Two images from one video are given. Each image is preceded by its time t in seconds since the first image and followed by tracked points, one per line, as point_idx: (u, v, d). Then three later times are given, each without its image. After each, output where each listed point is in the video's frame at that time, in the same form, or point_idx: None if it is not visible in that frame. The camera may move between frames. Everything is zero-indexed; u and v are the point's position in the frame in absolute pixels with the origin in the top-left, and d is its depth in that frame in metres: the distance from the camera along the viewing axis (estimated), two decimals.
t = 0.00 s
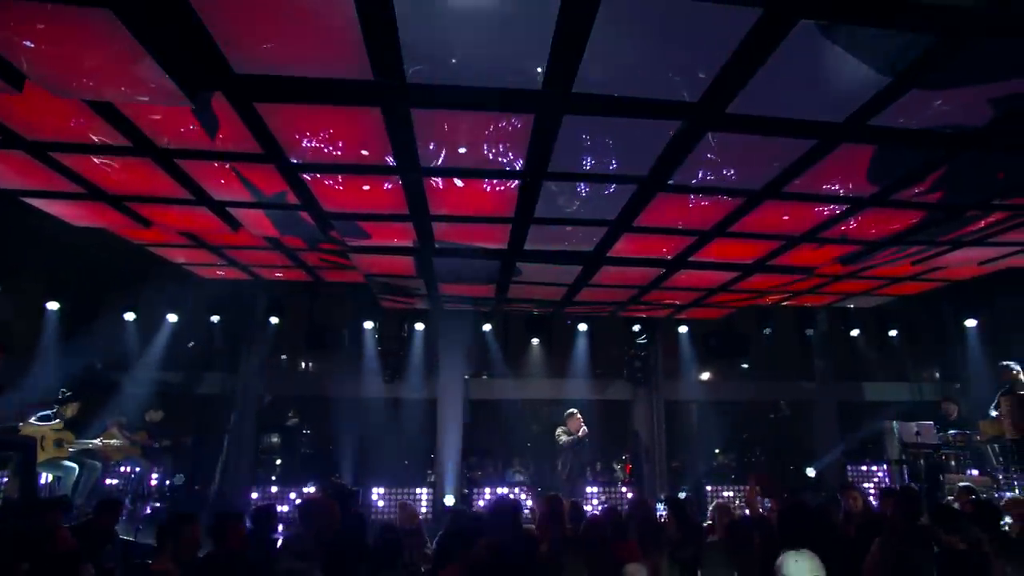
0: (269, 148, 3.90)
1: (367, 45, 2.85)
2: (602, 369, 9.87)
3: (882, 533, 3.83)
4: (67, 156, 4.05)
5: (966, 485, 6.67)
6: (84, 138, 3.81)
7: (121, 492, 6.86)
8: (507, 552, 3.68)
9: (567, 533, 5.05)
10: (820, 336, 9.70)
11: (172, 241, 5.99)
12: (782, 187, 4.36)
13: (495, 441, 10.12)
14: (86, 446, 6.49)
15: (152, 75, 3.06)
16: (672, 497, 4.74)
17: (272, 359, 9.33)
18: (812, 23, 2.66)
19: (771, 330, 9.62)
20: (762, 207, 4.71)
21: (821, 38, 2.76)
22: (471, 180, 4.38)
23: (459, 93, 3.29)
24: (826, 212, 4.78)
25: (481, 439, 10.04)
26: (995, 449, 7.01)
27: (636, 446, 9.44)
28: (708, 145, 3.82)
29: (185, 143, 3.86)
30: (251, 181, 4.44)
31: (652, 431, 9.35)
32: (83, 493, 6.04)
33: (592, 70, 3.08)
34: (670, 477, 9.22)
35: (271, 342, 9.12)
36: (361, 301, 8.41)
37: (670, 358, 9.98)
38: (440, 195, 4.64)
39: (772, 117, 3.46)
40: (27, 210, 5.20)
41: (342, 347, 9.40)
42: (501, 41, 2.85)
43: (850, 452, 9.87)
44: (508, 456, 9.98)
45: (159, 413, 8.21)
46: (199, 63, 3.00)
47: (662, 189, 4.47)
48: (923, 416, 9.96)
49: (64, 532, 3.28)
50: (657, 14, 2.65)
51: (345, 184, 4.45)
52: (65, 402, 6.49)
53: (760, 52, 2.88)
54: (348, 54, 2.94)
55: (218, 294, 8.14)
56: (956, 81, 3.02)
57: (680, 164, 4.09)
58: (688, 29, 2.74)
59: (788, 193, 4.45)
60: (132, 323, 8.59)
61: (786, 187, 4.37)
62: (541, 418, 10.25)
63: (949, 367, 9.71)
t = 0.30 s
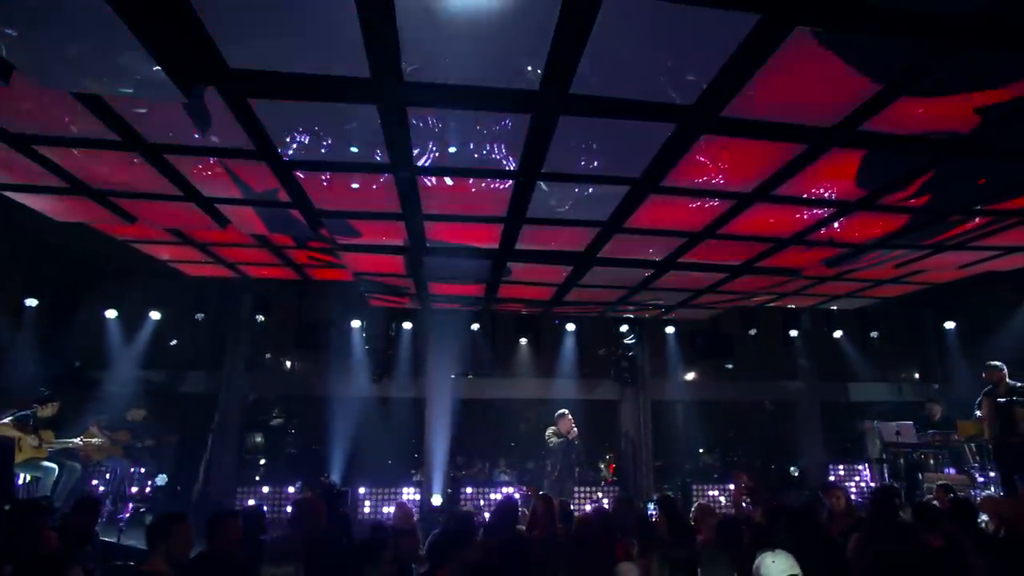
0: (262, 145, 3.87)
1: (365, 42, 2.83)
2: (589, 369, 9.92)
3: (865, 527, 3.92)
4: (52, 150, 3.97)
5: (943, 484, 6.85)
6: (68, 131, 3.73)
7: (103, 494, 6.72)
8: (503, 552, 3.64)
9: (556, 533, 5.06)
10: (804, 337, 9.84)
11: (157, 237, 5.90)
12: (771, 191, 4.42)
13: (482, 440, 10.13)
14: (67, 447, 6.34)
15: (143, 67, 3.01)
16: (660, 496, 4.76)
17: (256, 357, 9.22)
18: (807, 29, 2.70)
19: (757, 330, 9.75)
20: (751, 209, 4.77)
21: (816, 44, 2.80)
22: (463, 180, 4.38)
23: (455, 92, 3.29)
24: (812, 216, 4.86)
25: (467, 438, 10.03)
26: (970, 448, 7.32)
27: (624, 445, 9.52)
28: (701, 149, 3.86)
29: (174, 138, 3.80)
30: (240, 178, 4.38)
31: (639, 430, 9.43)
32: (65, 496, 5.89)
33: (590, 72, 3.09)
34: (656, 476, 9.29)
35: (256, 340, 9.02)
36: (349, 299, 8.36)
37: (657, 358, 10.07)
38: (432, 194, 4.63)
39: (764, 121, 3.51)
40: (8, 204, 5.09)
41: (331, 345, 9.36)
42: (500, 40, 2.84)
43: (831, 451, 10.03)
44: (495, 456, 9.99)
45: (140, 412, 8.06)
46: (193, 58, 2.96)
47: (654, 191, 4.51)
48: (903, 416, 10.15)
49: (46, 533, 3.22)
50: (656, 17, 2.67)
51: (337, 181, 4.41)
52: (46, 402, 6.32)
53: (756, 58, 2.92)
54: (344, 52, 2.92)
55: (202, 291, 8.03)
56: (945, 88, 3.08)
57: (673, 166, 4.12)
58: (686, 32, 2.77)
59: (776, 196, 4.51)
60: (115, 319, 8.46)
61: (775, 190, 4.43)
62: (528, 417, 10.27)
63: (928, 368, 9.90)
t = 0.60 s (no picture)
0: (258, 142, 3.83)
1: (366, 40, 2.81)
2: (578, 369, 9.95)
3: (854, 526, 3.99)
4: (41, 145, 3.90)
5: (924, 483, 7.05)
6: (59, 126, 3.67)
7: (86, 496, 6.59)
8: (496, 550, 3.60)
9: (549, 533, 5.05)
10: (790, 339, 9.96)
11: (145, 234, 5.82)
12: (764, 193, 4.48)
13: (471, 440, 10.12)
14: (50, 447, 6.22)
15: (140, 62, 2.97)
16: (653, 496, 4.78)
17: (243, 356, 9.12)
18: (807, 36, 2.74)
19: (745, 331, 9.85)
20: (743, 212, 4.82)
21: (814, 50, 2.84)
22: (460, 179, 4.38)
23: (455, 92, 3.28)
24: (804, 219, 4.93)
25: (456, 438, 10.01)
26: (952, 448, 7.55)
27: (613, 444, 9.57)
28: (698, 151, 3.90)
29: (167, 134, 3.75)
30: (233, 175, 4.33)
31: (628, 431, 9.48)
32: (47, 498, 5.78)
33: (591, 74, 3.10)
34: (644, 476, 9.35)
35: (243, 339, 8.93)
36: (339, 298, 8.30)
37: (646, 359, 10.13)
38: (428, 193, 4.61)
39: (761, 125, 3.55)
40: None
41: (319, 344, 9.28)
42: (503, 41, 2.84)
43: (817, 451, 10.16)
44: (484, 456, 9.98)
45: (125, 412, 7.93)
46: (191, 54, 2.93)
47: (649, 193, 4.54)
48: (887, 417, 10.30)
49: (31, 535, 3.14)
50: (659, 21, 2.68)
51: (333, 180, 4.38)
52: (30, 402, 6.19)
53: (755, 63, 2.95)
54: (346, 50, 2.91)
55: (189, 288, 7.92)
56: (936, 96, 3.14)
57: (669, 168, 4.16)
58: (688, 36, 2.79)
59: (769, 199, 4.57)
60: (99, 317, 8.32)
61: (769, 193, 4.48)
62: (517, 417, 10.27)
63: (910, 369, 10.08)
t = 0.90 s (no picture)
0: (255, 140, 3.79)
1: (369, 39, 2.80)
2: (568, 369, 9.98)
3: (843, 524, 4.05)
4: (31, 139, 3.83)
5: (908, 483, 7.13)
6: (50, 120, 3.60)
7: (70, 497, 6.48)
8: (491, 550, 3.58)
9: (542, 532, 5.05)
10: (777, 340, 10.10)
11: (134, 231, 5.73)
12: (758, 197, 4.53)
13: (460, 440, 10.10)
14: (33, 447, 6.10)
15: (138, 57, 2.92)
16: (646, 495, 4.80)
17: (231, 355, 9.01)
18: (807, 43, 2.77)
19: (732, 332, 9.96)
20: (736, 214, 4.87)
21: (813, 56, 2.88)
22: (457, 179, 4.37)
23: (457, 92, 3.27)
24: (795, 222, 4.99)
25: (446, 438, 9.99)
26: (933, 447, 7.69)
27: (602, 444, 9.62)
28: (694, 154, 3.93)
29: (162, 130, 3.70)
30: (228, 172, 4.28)
31: (617, 430, 9.54)
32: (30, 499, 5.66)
33: (592, 76, 3.11)
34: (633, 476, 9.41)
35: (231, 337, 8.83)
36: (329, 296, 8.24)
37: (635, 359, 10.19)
38: (424, 193, 4.60)
39: (758, 130, 3.59)
40: None
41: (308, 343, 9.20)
42: (506, 43, 2.84)
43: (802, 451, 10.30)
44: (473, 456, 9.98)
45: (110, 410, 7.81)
46: (190, 50, 2.89)
47: (645, 195, 4.57)
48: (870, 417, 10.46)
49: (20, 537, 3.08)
50: (662, 26, 2.70)
51: (329, 178, 4.35)
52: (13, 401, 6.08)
53: (756, 68, 2.98)
54: (349, 48, 2.89)
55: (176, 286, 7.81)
56: (930, 104, 3.20)
57: (665, 171, 4.19)
58: (690, 41, 2.81)
59: (762, 202, 4.62)
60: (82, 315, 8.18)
61: (762, 196, 4.54)
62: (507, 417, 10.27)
63: (893, 370, 10.27)
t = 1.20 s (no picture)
0: (251, 137, 3.76)
1: (372, 38, 2.79)
2: (558, 369, 10.02)
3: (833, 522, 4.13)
4: (22, 134, 3.77)
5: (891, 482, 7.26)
6: (43, 115, 3.54)
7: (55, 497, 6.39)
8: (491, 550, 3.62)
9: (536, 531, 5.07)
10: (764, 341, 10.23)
11: (123, 228, 5.66)
12: (750, 200, 4.58)
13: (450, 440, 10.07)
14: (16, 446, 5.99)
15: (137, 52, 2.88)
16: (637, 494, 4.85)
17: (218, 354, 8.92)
18: (805, 50, 2.82)
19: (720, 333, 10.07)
20: (729, 216, 4.93)
21: (811, 63, 2.93)
22: (454, 179, 4.36)
23: (459, 93, 3.28)
24: (787, 225, 5.06)
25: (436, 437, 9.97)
26: (917, 448, 8.05)
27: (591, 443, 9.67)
28: (689, 157, 3.97)
29: (157, 126, 3.65)
30: (222, 169, 4.24)
31: (606, 430, 9.60)
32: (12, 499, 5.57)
33: (593, 79, 3.13)
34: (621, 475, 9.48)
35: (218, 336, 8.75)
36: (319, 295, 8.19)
37: (624, 359, 10.26)
38: (420, 192, 4.59)
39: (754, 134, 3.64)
40: None
41: (296, 342, 9.12)
42: (509, 44, 2.85)
43: (787, 450, 10.43)
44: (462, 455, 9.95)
45: (94, 409, 7.68)
46: (190, 47, 2.86)
47: (640, 197, 4.61)
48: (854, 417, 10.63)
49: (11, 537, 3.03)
50: (664, 31, 2.73)
51: (323, 176, 4.32)
52: None
53: (754, 74, 3.03)
54: (352, 47, 2.88)
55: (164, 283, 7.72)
56: (921, 111, 3.27)
57: (661, 173, 4.22)
58: (690, 46, 2.85)
59: (755, 205, 4.68)
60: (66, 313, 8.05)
61: (755, 199, 4.59)
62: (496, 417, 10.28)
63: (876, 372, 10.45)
